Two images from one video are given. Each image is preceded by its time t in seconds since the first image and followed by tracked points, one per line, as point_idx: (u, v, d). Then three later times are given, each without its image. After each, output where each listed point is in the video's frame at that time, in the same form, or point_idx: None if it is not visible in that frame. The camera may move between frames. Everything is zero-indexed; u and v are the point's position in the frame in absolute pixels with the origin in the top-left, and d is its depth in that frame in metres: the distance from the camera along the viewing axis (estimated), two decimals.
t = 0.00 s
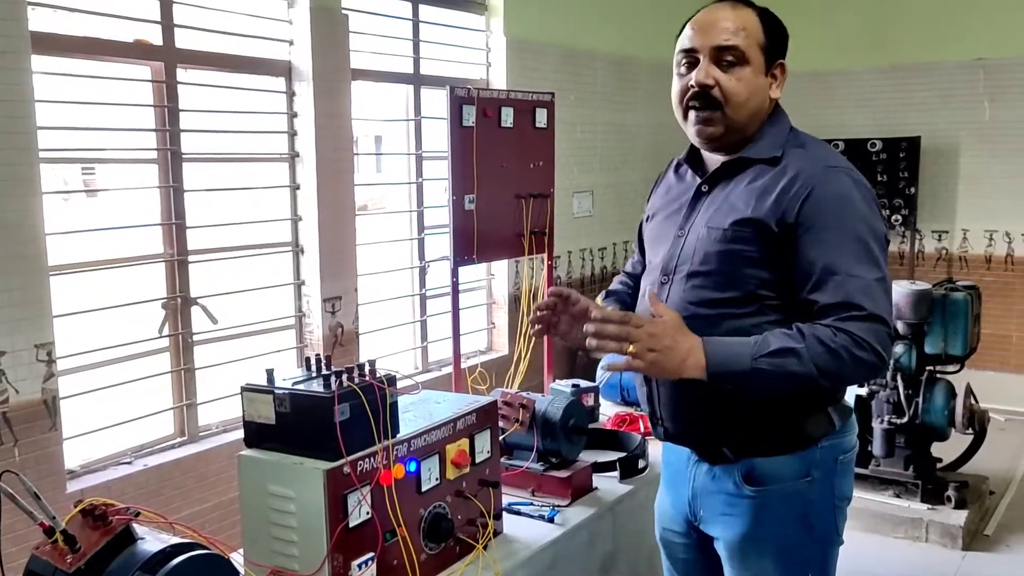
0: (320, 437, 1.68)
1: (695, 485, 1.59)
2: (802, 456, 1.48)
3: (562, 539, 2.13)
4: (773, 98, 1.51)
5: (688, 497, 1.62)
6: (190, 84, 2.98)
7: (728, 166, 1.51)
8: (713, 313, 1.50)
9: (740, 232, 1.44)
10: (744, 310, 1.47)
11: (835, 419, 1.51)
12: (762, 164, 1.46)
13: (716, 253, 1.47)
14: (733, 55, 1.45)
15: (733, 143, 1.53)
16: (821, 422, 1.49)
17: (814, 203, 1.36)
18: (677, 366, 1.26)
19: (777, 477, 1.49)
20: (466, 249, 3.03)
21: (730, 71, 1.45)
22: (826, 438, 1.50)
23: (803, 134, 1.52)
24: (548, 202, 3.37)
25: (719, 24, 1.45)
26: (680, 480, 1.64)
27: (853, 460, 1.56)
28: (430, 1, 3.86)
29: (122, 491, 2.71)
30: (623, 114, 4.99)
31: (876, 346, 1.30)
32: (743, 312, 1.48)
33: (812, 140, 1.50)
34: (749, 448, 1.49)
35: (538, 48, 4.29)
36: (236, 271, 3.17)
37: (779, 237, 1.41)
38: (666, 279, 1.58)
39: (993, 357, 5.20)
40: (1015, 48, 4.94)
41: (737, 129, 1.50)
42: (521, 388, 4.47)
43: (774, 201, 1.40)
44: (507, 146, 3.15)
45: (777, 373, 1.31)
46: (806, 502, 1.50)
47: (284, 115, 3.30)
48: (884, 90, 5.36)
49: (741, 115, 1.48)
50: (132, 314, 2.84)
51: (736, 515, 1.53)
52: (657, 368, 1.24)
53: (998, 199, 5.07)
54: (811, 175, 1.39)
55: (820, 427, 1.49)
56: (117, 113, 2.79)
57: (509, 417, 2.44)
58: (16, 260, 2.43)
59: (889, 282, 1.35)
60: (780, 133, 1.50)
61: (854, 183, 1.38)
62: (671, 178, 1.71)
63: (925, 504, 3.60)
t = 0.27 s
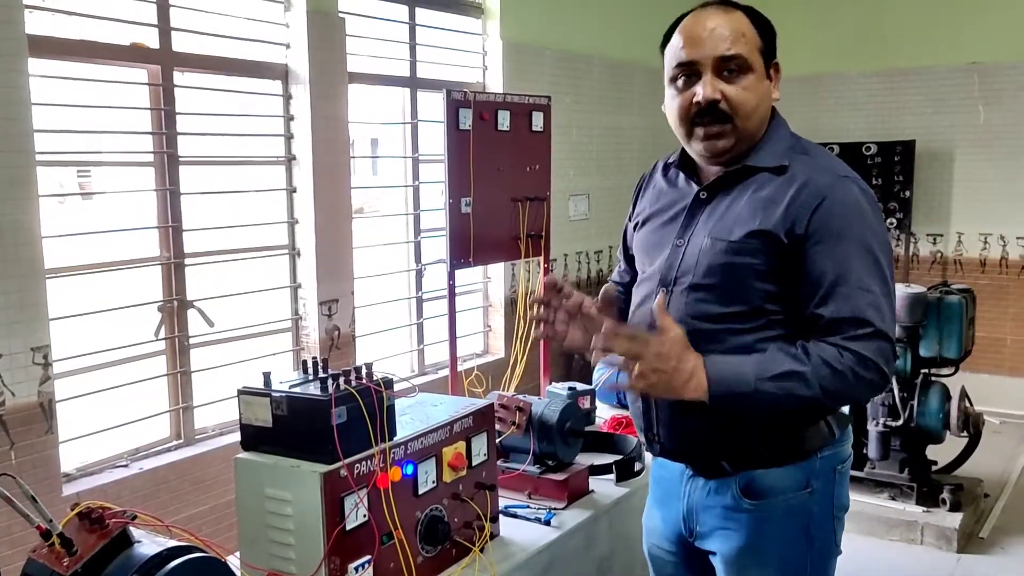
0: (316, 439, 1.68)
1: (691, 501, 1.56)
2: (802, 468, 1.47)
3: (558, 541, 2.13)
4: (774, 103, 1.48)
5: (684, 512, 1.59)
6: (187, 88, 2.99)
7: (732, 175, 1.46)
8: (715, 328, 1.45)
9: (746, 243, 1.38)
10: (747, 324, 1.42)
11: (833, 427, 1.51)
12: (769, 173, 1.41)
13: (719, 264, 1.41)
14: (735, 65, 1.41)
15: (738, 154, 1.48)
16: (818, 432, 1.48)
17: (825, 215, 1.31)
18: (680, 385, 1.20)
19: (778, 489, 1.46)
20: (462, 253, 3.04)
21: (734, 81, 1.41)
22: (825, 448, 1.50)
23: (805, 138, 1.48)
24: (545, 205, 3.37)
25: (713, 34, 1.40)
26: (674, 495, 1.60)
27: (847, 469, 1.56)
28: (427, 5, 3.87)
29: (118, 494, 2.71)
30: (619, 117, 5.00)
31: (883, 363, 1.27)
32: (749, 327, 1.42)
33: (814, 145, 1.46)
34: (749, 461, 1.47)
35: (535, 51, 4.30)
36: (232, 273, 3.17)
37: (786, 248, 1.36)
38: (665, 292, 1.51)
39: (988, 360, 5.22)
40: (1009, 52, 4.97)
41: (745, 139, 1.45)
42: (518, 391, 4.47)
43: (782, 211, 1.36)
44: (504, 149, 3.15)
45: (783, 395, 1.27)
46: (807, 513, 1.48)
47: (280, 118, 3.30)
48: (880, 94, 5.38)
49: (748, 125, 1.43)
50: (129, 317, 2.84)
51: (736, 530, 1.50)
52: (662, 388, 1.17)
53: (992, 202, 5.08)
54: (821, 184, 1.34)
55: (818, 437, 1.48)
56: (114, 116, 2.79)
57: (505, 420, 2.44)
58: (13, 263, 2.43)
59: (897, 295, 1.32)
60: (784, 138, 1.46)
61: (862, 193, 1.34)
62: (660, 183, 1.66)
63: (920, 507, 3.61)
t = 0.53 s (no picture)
0: (314, 441, 1.68)
1: (688, 515, 1.56)
2: (801, 481, 1.48)
3: (556, 544, 2.14)
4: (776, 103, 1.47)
5: (680, 526, 1.59)
6: (185, 91, 2.99)
7: (728, 179, 1.47)
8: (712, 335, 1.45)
9: (746, 251, 1.39)
10: (744, 331, 1.43)
11: (833, 438, 1.51)
12: (769, 178, 1.42)
13: (718, 272, 1.42)
14: (741, 58, 1.40)
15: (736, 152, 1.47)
16: (818, 445, 1.48)
17: (827, 224, 1.32)
18: (679, 414, 1.24)
19: (776, 503, 1.47)
20: (460, 256, 3.04)
21: (738, 75, 1.40)
22: (824, 458, 1.50)
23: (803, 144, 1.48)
24: (542, 209, 3.37)
25: (723, 24, 1.40)
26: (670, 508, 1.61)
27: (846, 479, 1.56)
28: (424, 8, 3.88)
29: (115, 497, 2.71)
30: (616, 121, 5.01)
31: (883, 374, 1.29)
32: (746, 337, 1.43)
33: (815, 150, 1.46)
34: (745, 476, 1.47)
35: (532, 55, 4.31)
36: (229, 276, 3.17)
37: (786, 256, 1.37)
38: (659, 298, 1.51)
39: (983, 363, 5.23)
40: (1004, 57, 4.99)
41: (743, 137, 1.44)
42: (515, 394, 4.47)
43: (783, 220, 1.36)
44: (501, 153, 3.16)
45: (783, 412, 1.30)
46: (804, 526, 1.49)
47: (278, 121, 3.31)
48: (875, 98, 5.40)
49: (748, 121, 1.42)
50: (126, 320, 2.84)
51: (732, 545, 1.50)
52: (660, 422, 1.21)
53: (987, 206, 5.10)
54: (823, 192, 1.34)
55: (817, 450, 1.48)
56: (112, 119, 2.79)
57: (502, 423, 2.44)
58: (11, 265, 2.43)
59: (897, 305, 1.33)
60: (784, 142, 1.45)
61: (864, 199, 1.34)
62: (655, 186, 1.66)
63: (916, 509, 3.62)
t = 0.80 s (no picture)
0: (314, 444, 1.69)
1: (676, 521, 1.57)
2: (790, 493, 1.48)
3: (554, 546, 2.14)
4: (754, 114, 1.39)
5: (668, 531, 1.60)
6: (184, 94, 3.00)
7: (724, 182, 1.47)
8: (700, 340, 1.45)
9: (737, 256, 1.39)
10: (733, 336, 1.43)
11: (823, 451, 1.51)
12: (763, 183, 1.41)
13: (708, 276, 1.42)
14: (696, 77, 1.34)
15: (717, 158, 1.44)
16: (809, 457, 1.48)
17: (819, 230, 1.31)
18: (657, 417, 1.22)
19: (764, 514, 1.48)
20: (458, 259, 3.05)
21: (693, 93, 1.35)
22: (815, 470, 1.51)
23: (805, 149, 1.47)
24: (540, 212, 3.38)
25: (687, 40, 1.35)
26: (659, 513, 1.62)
27: (838, 491, 1.57)
28: (423, 12, 3.89)
29: (114, 500, 2.71)
30: (614, 124, 5.02)
31: (869, 388, 1.28)
32: (736, 343, 1.43)
33: (816, 155, 1.46)
34: (732, 484, 1.48)
35: (531, 58, 4.32)
36: (228, 279, 3.17)
37: (777, 262, 1.37)
38: (649, 301, 1.51)
39: (980, 366, 5.25)
40: (1001, 61, 5.01)
41: (711, 149, 1.41)
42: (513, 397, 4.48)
43: (774, 225, 1.36)
44: (499, 156, 3.17)
45: (764, 421, 1.29)
46: (793, 538, 1.50)
47: (277, 125, 3.31)
48: (872, 102, 5.42)
49: (708, 137, 1.39)
50: (125, 323, 2.84)
51: (719, 553, 1.51)
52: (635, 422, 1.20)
53: (984, 210, 5.11)
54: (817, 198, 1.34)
55: (808, 462, 1.49)
56: (111, 122, 2.80)
57: (501, 425, 2.43)
58: (10, 268, 2.43)
59: (888, 318, 1.32)
60: (781, 148, 1.45)
61: (863, 207, 1.33)
62: (659, 186, 1.67)
63: (914, 513, 3.63)
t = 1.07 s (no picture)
0: (313, 447, 1.69)
1: (666, 523, 1.61)
2: (775, 502, 1.49)
3: (552, 549, 2.14)
4: (732, 120, 1.38)
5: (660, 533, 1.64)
6: (183, 98, 3.00)
7: (705, 186, 1.47)
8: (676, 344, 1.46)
9: (705, 261, 1.39)
10: (709, 341, 1.44)
11: (811, 461, 1.51)
12: (738, 188, 1.41)
13: (679, 283, 1.43)
14: (671, 83, 1.35)
15: (698, 163, 1.45)
16: (794, 466, 1.49)
17: (785, 234, 1.30)
18: (615, 411, 1.26)
19: (747, 521, 1.49)
20: (457, 262, 3.05)
21: (670, 99, 1.36)
22: (801, 480, 1.50)
23: (790, 155, 1.45)
24: (539, 215, 3.39)
25: (663, 47, 1.35)
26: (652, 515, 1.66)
27: (832, 501, 1.56)
28: (422, 16, 3.89)
29: (112, 503, 2.71)
30: (613, 127, 5.03)
31: (826, 399, 1.26)
32: (711, 352, 1.44)
33: (801, 159, 1.44)
34: (716, 491, 1.50)
35: (529, 62, 4.32)
36: (227, 282, 3.18)
37: (746, 268, 1.36)
38: (631, 305, 1.54)
39: (978, 369, 5.25)
40: (998, 65, 5.02)
41: (690, 155, 1.42)
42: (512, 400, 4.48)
43: (742, 229, 1.35)
44: (497, 159, 3.17)
45: (718, 425, 1.28)
46: (778, 547, 1.51)
47: (276, 128, 3.32)
48: (870, 105, 5.43)
49: (685, 143, 1.40)
50: (123, 326, 2.84)
51: (703, 558, 1.54)
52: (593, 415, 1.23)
53: (982, 213, 5.12)
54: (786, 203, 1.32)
55: (793, 471, 1.49)
56: (110, 125, 2.80)
57: (500, 428, 2.45)
58: (9, 271, 2.43)
59: (857, 329, 1.29)
60: (761, 155, 1.43)
61: (836, 212, 1.31)
62: (659, 192, 1.70)
63: (912, 515, 3.63)
